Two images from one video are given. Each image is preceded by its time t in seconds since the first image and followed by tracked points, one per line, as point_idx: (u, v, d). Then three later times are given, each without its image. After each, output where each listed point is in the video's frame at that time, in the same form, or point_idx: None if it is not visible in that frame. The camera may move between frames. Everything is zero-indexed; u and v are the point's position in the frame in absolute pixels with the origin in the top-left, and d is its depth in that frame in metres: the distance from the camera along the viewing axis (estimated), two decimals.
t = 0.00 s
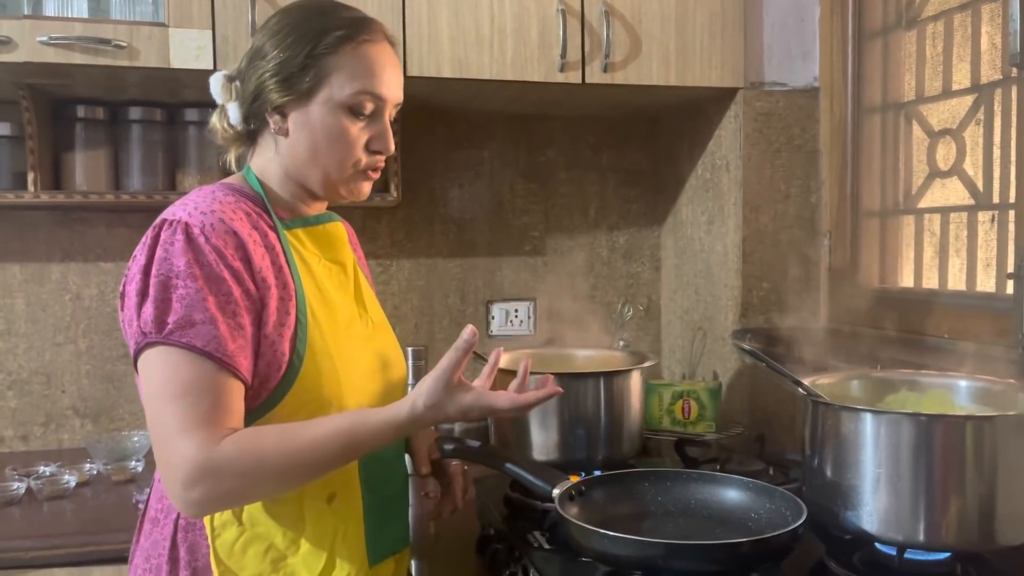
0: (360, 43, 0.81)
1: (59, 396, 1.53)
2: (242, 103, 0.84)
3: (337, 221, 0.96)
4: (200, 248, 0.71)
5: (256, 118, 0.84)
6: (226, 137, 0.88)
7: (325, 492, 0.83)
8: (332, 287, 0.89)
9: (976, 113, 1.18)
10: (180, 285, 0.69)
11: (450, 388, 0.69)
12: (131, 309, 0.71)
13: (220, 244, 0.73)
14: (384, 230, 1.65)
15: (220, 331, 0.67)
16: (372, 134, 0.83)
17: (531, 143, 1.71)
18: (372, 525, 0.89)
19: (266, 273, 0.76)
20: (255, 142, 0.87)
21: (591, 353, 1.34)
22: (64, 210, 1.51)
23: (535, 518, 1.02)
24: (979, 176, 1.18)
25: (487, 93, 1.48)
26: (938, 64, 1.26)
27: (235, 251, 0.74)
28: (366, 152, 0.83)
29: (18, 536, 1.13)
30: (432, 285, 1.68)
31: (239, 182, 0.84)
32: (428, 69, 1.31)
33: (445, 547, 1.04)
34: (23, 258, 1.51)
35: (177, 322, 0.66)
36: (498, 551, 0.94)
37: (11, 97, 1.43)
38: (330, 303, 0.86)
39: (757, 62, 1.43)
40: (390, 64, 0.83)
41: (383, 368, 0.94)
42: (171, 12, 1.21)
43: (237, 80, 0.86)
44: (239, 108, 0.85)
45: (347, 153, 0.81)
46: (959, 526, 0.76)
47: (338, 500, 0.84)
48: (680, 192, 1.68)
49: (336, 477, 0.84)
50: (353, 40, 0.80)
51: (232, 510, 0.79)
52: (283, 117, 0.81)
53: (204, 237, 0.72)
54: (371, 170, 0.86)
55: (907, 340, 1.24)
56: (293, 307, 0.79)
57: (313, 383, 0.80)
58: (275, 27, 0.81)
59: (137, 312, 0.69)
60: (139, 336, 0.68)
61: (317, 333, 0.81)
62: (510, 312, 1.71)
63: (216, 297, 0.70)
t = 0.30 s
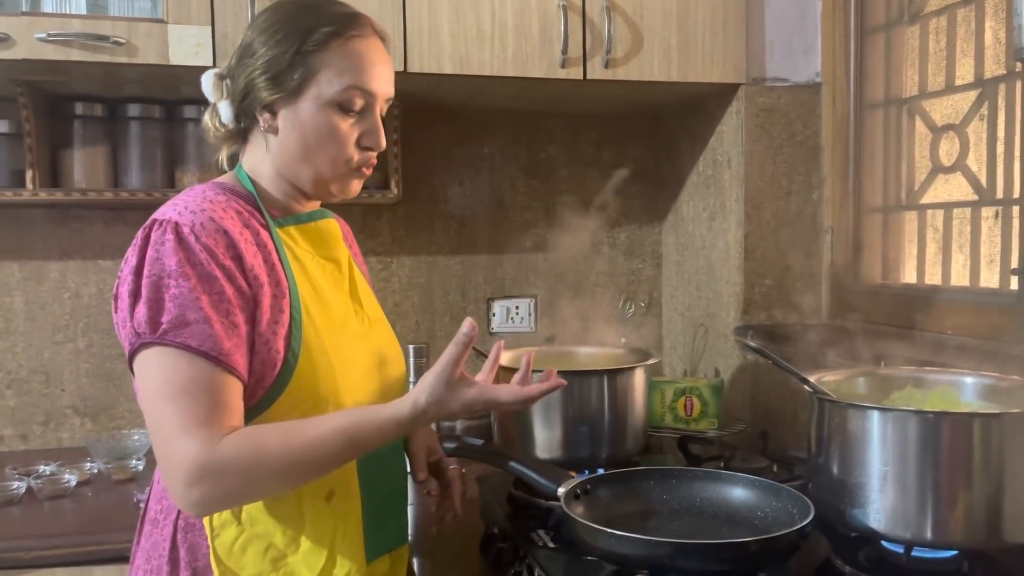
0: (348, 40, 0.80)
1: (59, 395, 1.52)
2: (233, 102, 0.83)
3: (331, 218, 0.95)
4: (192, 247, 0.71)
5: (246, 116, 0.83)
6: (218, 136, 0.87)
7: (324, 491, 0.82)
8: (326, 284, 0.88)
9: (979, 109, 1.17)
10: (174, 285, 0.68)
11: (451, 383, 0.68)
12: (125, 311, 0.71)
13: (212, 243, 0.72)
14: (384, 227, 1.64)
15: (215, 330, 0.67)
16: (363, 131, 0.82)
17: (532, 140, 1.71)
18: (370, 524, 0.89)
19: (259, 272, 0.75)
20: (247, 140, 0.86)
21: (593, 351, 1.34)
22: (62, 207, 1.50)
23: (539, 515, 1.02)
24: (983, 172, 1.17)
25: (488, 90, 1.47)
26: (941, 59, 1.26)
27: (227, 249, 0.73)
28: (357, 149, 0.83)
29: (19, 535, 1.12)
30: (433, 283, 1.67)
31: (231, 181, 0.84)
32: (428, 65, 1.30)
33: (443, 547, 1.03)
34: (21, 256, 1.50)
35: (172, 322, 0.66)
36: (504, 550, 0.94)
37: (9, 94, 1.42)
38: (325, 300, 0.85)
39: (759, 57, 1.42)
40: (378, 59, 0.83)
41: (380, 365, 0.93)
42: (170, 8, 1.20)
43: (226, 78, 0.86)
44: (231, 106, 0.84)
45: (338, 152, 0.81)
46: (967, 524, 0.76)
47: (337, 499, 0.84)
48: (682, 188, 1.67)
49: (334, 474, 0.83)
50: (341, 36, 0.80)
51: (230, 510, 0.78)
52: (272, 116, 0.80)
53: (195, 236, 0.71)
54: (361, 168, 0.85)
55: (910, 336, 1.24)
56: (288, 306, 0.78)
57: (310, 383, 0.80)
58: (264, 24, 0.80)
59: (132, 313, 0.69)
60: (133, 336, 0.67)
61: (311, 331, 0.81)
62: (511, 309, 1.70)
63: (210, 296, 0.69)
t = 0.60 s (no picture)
0: (264, 4, 0.81)
1: (57, 396, 1.52)
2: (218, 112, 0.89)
3: (333, 215, 0.95)
4: (200, 238, 0.70)
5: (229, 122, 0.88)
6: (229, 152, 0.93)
7: (318, 490, 0.81)
8: (326, 282, 0.87)
9: (980, 106, 1.17)
10: (205, 268, 0.68)
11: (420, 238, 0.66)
12: (145, 300, 0.68)
13: (216, 235, 0.72)
14: (383, 227, 1.63)
15: (253, 309, 0.67)
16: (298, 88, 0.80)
17: (531, 139, 1.70)
18: (365, 525, 0.88)
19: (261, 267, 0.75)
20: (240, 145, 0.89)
21: (594, 349, 1.34)
22: (60, 208, 1.49)
23: (539, 515, 1.01)
24: (984, 170, 1.17)
25: (487, 89, 1.46)
26: (942, 57, 1.25)
27: (231, 242, 0.73)
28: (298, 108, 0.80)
29: (16, 537, 1.12)
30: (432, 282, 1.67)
31: (231, 180, 0.83)
32: (427, 64, 1.30)
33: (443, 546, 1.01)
34: (19, 257, 1.49)
35: (213, 303, 0.65)
36: (503, 549, 0.93)
37: (6, 94, 1.41)
38: (324, 299, 0.85)
39: (758, 56, 1.42)
40: (303, 16, 0.82)
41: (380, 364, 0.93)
42: (168, 7, 1.19)
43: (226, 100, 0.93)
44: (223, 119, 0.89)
45: (275, 114, 0.80)
46: (970, 522, 0.75)
47: (331, 501, 0.82)
48: (681, 187, 1.67)
49: (329, 474, 0.82)
50: (265, 7, 0.81)
51: (224, 509, 0.78)
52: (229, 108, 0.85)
53: (200, 228, 0.71)
54: (311, 127, 0.81)
55: (910, 334, 1.23)
56: (286, 301, 0.78)
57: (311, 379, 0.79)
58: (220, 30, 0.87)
59: (159, 300, 0.67)
60: (165, 322, 0.65)
61: (310, 328, 0.80)
62: (510, 308, 1.70)
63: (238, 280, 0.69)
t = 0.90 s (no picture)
0: (246, 14, 0.82)
1: (50, 404, 1.51)
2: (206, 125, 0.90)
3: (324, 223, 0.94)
4: (171, 255, 0.71)
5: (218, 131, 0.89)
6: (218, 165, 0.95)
7: (310, 500, 0.81)
8: (315, 290, 0.87)
9: (973, 112, 1.17)
10: (161, 291, 0.68)
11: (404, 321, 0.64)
12: (112, 319, 0.70)
13: (192, 251, 0.72)
14: (378, 234, 1.63)
15: (206, 336, 0.67)
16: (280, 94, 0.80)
17: (526, 145, 1.70)
18: (360, 535, 0.87)
19: (241, 279, 0.74)
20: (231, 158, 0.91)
21: (585, 357, 1.33)
22: (54, 215, 1.49)
23: (530, 523, 1.01)
24: (977, 176, 1.17)
25: (481, 95, 1.46)
26: (935, 62, 1.25)
27: (207, 257, 0.73)
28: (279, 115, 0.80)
29: (7, 546, 1.11)
30: (427, 289, 1.67)
31: (219, 189, 0.84)
32: (420, 70, 1.29)
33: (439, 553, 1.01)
34: (12, 264, 1.49)
35: (163, 330, 0.66)
36: (495, 558, 0.93)
37: None
38: (311, 308, 0.84)
39: (752, 61, 1.42)
40: (284, 24, 0.82)
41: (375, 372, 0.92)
42: (160, 15, 1.19)
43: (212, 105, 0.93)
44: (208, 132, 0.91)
45: (256, 121, 0.80)
46: (961, 531, 0.75)
47: (324, 508, 0.82)
48: (676, 193, 1.67)
49: (322, 484, 0.82)
50: (246, 14, 0.82)
51: (217, 520, 0.79)
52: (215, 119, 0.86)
53: (173, 245, 0.71)
54: (295, 135, 0.81)
55: (904, 341, 1.23)
56: (270, 311, 0.77)
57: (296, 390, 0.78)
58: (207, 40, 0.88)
59: (120, 322, 0.69)
60: (123, 346, 0.67)
61: (296, 337, 0.80)
62: (506, 315, 1.70)
63: (196, 303, 0.69)
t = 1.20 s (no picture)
0: (266, 24, 0.81)
1: (44, 408, 1.51)
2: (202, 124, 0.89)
3: (321, 228, 0.94)
4: (164, 265, 0.71)
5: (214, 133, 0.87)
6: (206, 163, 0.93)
7: (309, 505, 0.81)
8: (312, 297, 0.87)
9: (965, 117, 1.17)
10: (152, 302, 0.68)
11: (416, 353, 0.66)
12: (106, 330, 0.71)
13: (185, 260, 0.72)
14: (373, 237, 1.63)
15: (196, 346, 0.67)
16: (300, 108, 0.81)
17: (522, 149, 1.70)
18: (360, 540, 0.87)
19: (237, 287, 0.74)
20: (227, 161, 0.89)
21: (579, 361, 1.33)
22: (48, 219, 1.49)
23: (523, 529, 1.01)
24: (969, 181, 1.17)
25: (476, 100, 1.47)
26: (927, 68, 1.25)
27: (201, 266, 0.73)
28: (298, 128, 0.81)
29: None
30: (422, 293, 1.67)
31: (216, 197, 0.84)
32: (415, 74, 1.30)
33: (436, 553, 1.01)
34: (6, 268, 1.49)
35: (153, 341, 0.66)
36: (486, 564, 0.91)
37: None
38: (309, 314, 0.84)
39: (745, 66, 1.43)
40: (302, 37, 0.82)
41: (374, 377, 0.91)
42: (154, 19, 1.20)
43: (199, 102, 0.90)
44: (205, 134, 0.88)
45: (274, 134, 0.80)
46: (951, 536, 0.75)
47: (323, 513, 0.82)
48: (671, 198, 1.67)
49: (320, 487, 0.82)
50: (264, 23, 0.81)
51: (217, 526, 0.79)
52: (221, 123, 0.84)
53: (168, 254, 0.71)
54: (312, 149, 0.82)
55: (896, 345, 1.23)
56: (267, 318, 0.77)
57: (292, 398, 0.78)
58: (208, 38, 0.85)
59: (112, 333, 0.69)
60: (115, 356, 0.68)
61: (293, 343, 0.79)
62: (501, 319, 1.70)
63: (187, 313, 0.69)
